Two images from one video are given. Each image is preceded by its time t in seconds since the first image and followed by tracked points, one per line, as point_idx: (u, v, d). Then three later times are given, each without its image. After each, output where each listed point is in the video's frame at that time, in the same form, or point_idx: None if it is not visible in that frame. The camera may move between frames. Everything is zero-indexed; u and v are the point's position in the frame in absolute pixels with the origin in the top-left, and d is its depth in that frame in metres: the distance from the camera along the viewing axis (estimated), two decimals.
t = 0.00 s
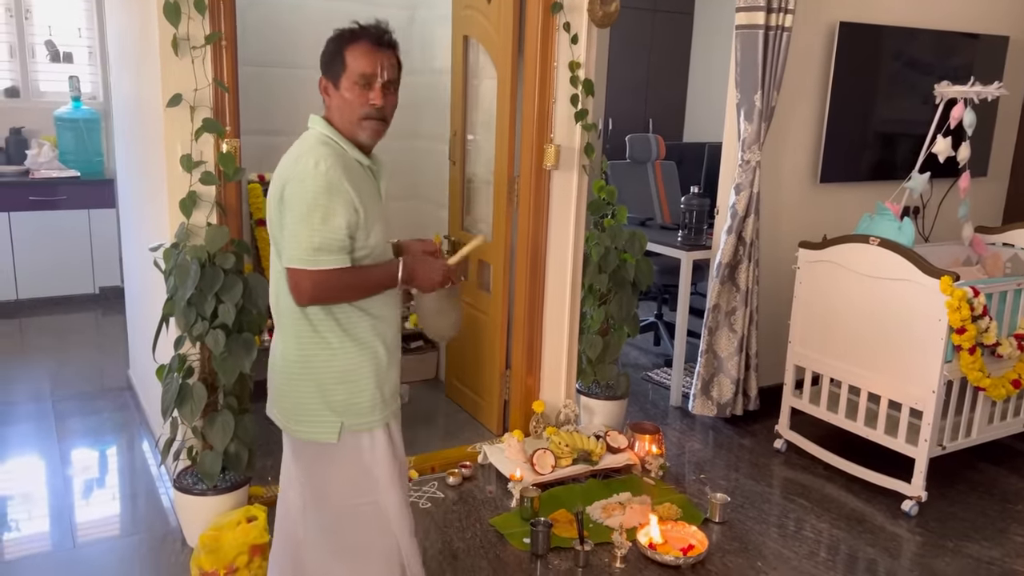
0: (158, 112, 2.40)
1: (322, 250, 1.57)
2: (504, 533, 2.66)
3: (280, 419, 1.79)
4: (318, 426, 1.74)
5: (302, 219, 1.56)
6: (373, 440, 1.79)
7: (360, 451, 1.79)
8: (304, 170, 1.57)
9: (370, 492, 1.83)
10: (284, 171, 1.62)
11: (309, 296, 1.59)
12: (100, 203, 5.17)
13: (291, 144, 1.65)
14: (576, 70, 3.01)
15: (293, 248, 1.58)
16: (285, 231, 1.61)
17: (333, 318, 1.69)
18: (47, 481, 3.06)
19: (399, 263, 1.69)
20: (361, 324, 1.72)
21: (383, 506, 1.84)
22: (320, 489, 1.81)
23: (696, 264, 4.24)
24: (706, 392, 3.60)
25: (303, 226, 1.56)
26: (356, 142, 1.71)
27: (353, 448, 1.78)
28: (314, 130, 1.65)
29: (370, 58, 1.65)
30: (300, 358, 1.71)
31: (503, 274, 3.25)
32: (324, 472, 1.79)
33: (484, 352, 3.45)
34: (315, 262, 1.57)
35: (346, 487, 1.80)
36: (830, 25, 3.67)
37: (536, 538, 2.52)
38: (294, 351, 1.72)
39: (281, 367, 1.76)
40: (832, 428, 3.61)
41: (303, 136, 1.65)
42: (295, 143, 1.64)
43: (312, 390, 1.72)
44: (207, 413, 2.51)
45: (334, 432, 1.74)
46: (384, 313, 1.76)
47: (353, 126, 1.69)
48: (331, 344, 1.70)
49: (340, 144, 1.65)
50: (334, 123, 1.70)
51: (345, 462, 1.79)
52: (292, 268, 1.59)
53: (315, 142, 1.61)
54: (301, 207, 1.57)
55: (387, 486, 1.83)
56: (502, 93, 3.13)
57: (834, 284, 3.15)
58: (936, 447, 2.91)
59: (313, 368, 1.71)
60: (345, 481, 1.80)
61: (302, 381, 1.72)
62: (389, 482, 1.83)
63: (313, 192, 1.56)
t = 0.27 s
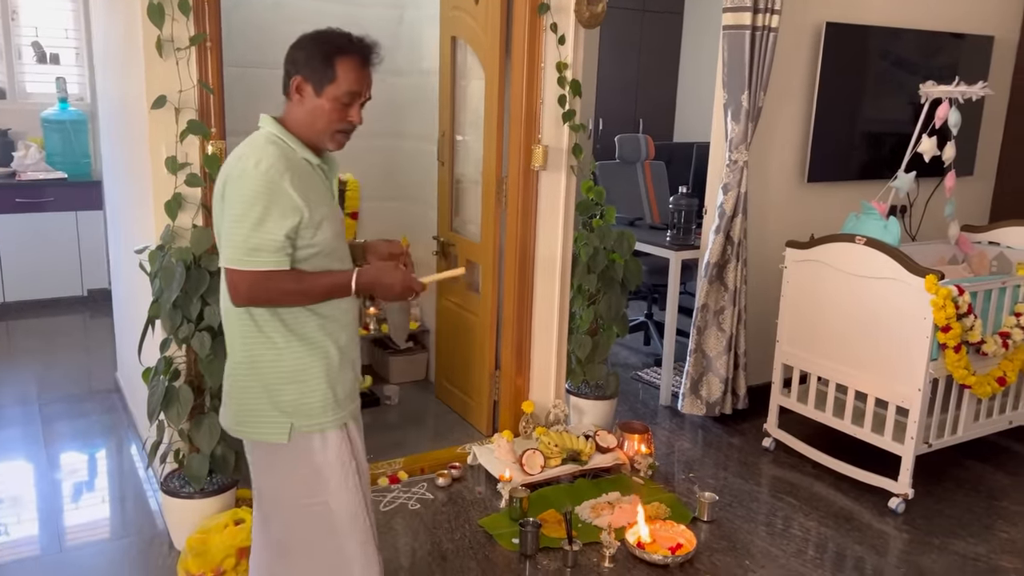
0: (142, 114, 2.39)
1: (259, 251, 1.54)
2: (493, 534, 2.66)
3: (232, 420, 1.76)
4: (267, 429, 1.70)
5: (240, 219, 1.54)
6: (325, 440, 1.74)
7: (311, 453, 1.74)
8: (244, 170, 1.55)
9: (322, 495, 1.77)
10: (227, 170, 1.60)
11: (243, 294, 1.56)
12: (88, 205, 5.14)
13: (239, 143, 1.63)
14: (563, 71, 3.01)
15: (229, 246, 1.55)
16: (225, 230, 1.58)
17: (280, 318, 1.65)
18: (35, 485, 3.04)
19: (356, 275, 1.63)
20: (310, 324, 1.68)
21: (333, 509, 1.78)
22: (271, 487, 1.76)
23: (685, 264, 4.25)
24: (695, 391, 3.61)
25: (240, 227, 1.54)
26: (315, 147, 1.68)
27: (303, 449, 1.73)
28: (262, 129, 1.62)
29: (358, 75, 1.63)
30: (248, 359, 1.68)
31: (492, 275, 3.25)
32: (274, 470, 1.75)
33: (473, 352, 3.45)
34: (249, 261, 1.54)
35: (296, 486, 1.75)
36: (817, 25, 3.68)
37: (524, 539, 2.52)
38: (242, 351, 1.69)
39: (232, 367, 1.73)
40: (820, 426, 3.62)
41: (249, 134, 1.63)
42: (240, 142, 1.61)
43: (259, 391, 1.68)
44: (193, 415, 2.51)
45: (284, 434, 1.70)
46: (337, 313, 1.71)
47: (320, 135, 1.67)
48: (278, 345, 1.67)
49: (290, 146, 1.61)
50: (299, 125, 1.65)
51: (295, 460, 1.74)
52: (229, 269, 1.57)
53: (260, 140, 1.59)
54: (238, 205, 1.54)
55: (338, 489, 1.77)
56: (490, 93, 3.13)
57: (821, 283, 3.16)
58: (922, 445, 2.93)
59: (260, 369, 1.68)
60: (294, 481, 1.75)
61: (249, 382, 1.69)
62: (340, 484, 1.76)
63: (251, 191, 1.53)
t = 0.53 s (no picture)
0: (107, 113, 2.35)
1: (209, 254, 1.52)
2: (467, 534, 2.65)
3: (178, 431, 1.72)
4: (214, 437, 1.67)
5: (188, 222, 1.51)
6: (268, 451, 1.70)
7: (252, 464, 1.70)
8: (191, 171, 1.52)
9: (258, 507, 1.73)
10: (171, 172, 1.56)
11: (197, 301, 1.53)
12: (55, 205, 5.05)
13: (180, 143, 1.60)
14: (535, 70, 3.00)
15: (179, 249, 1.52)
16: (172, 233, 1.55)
17: (226, 324, 1.63)
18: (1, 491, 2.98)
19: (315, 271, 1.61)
20: (258, 330, 1.65)
21: (267, 521, 1.74)
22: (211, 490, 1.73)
23: (658, 262, 4.27)
24: (669, 389, 3.63)
25: (189, 230, 1.51)
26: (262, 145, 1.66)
27: (243, 460, 1.69)
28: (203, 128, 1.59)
29: (308, 74, 1.62)
30: (194, 367, 1.65)
31: (464, 274, 3.24)
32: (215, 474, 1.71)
33: (447, 352, 3.44)
34: (201, 265, 1.52)
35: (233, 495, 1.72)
36: (787, 26, 3.71)
37: (498, 539, 2.51)
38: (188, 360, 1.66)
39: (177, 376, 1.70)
40: (793, 423, 3.65)
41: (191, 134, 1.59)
42: (182, 142, 1.58)
43: (205, 400, 1.65)
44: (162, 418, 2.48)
45: (230, 444, 1.67)
46: (285, 318, 1.69)
47: (269, 135, 1.65)
48: (224, 352, 1.64)
49: (233, 144, 1.58)
50: (247, 124, 1.62)
51: (234, 468, 1.70)
52: (179, 274, 1.53)
53: (202, 140, 1.56)
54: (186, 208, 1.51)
55: (274, 502, 1.73)
56: (462, 92, 3.12)
57: (791, 281, 3.19)
58: (892, 440, 2.97)
59: (206, 377, 1.65)
60: (232, 490, 1.71)
61: (195, 390, 1.66)
62: (276, 498, 1.73)
63: (199, 194, 1.51)
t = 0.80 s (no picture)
0: (91, 112, 2.33)
1: (189, 261, 1.50)
2: (457, 534, 2.64)
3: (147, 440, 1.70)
4: (187, 446, 1.66)
5: (165, 229, 1.49)
6: (236, 461, 1.69)
7: (216, 476, 1.69)
8: (166, 176, 1.49)
9: (217, 520, 1.71)
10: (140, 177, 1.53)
11: (180, 311, 1.50)
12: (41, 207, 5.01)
13: (147, 145, 1.56)
14: (524, 68, 3.00)
15: (157, 257, 1.49)
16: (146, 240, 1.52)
17: (201, 331, 1.61)
18: None
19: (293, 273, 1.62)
20: (232, 337, 1.64)
21: (223, 534, 1.73)
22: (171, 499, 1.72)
23: (648, 261, 4.27)
24: (659, 388, 3.62)
25: (166, 236, 1.49)
26: (239, 142, 1.66)
27: (206, 471, 1.68)
28: (173, 129, 1.56)
29: (286, 71, 1.62)
30: (167, 375, 1.64)
31: (454, 274, 3.23)
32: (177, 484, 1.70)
33: (437, 352, 3.43)
34: (183, 272, 1.49)
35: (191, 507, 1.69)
36: (775, 24, 3.72)
37: (489, 538, 2.50)
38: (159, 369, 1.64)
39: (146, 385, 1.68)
40: (782, 421, 3.66)
41: (159, 136, 1.56)
42: (151, 144, 1.55)
43: (178, 408, 1.64)
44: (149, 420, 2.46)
45: (204, 452, 1.66)
46: (262, 324, 1.68)
47: (248, 133, 1.65)
48: (199, 360, 1.63)
49: (203, 143, 1.57)
50: (228, 123, 1.61)
51: (196, 479, 1.68)
52: (157, 281, 1.50)
53: (172, 143, 1.53)
54: (163, 215, 1.49)
55: (233, 516, 1.72)
56: (451, 90, 3.11)
57: (781, 278, 3.19)
58: (882, 436, 2.97)
59: (179, 386, 1.63)
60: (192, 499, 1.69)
61: (168, 398, 1.64)
62: (235, 512, 1.72)
63: (176, 199, 1.49)
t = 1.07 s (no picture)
0: (92, 118, 2.33)
1: (191, 277, 1.49)
2: (458, 538, 2.64)
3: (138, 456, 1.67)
4: (182, 461, 1.64)
5: (166, 243, 1.47)
6: (232, 473, 1.69)
7: (215, 490, 1.68)
8: (166, 188, 1.48)
9: (215, 535, 1.71)
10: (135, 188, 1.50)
11: (183, 327, 1.48)
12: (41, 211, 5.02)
13: (140, 155, 1.54)
14: (522, 72, 3.01)
15: (159, 272, 1.47)
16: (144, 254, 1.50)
17: (198, 345, 1.60)
18: None
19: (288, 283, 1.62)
20: (229, 350, 1.64)
21: (225, 548, 1.73)
22: (165, 522, 1.69)
23: (647, 263, 4.27)
24: (659, 390, 3.62)
25: (168, 251, 1.47)
26: (230, 149, 1.65)
27: (204, 486, 1.67)
28: (165, 138, 1.55)
29: (280, 78, 1.63)
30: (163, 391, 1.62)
31: (453, 278, 3.23)
32: (172, 507, 1.68)
33: (437, 356, 3.42)
34: (187, 287, 1.48)
35: (190, 527, 1.68)
36: (773, 26, 3.73)
37: (490, 542, 2.49)
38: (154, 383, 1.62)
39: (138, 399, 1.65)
40: (782, 423, 3.66)
41: (151, 147, 1.54)
42: (143, 154, 1.53)
43: (174, 424, 1.62)
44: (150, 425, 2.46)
45: (202, 467, 1.65)
46: (256, 335, 1.68)
47: (240, 141, 1.64)
48: (195, 374, 1.61)
49: (195, 153, 1.56)
50: (224, 131, 1.60)
51: (194, 495, 1.67)
52: (157, 297, 1.48)
53: (168, 153, 1.51)
54: (164, 228, 1.47)
55: (233, 528, 1.72)
56: (449, 93, 3.11)
57: (780, 281, 3.20)
58: (882, 439, 2.97)
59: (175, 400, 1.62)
60: (190, 516, 1.68)
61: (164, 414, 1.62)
62: (235, 523, 1.72)
63: (178, 212, 1.48)
